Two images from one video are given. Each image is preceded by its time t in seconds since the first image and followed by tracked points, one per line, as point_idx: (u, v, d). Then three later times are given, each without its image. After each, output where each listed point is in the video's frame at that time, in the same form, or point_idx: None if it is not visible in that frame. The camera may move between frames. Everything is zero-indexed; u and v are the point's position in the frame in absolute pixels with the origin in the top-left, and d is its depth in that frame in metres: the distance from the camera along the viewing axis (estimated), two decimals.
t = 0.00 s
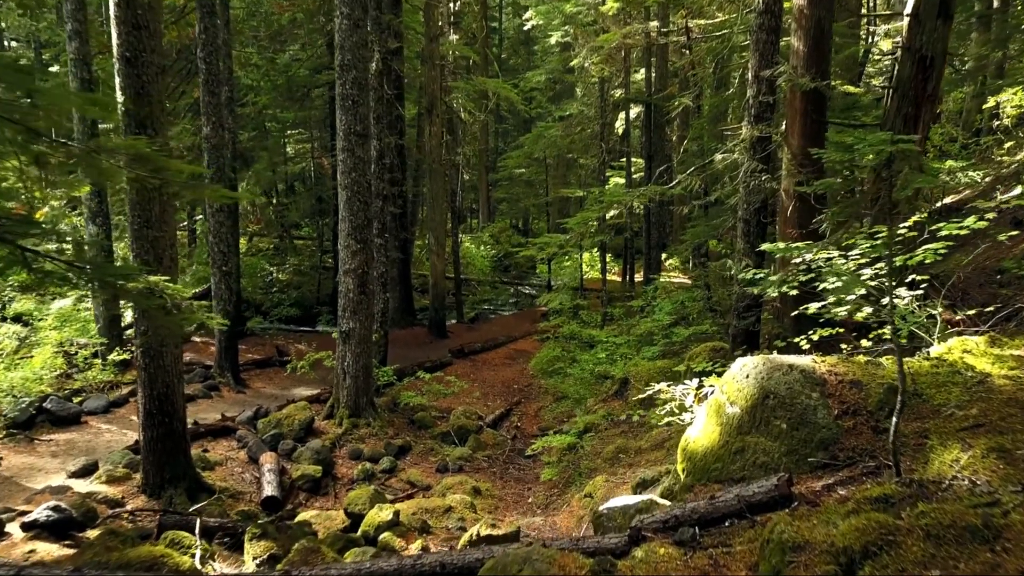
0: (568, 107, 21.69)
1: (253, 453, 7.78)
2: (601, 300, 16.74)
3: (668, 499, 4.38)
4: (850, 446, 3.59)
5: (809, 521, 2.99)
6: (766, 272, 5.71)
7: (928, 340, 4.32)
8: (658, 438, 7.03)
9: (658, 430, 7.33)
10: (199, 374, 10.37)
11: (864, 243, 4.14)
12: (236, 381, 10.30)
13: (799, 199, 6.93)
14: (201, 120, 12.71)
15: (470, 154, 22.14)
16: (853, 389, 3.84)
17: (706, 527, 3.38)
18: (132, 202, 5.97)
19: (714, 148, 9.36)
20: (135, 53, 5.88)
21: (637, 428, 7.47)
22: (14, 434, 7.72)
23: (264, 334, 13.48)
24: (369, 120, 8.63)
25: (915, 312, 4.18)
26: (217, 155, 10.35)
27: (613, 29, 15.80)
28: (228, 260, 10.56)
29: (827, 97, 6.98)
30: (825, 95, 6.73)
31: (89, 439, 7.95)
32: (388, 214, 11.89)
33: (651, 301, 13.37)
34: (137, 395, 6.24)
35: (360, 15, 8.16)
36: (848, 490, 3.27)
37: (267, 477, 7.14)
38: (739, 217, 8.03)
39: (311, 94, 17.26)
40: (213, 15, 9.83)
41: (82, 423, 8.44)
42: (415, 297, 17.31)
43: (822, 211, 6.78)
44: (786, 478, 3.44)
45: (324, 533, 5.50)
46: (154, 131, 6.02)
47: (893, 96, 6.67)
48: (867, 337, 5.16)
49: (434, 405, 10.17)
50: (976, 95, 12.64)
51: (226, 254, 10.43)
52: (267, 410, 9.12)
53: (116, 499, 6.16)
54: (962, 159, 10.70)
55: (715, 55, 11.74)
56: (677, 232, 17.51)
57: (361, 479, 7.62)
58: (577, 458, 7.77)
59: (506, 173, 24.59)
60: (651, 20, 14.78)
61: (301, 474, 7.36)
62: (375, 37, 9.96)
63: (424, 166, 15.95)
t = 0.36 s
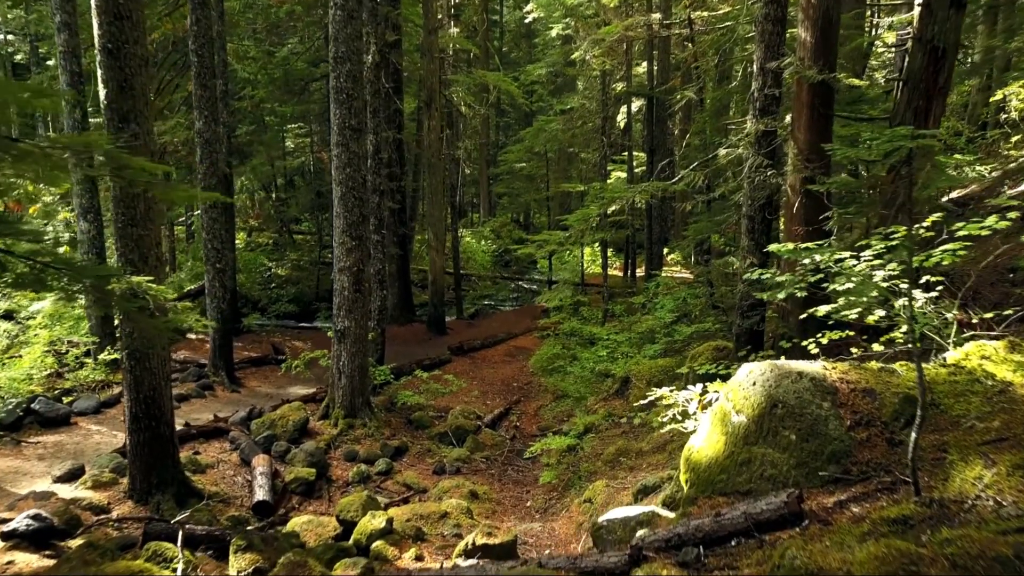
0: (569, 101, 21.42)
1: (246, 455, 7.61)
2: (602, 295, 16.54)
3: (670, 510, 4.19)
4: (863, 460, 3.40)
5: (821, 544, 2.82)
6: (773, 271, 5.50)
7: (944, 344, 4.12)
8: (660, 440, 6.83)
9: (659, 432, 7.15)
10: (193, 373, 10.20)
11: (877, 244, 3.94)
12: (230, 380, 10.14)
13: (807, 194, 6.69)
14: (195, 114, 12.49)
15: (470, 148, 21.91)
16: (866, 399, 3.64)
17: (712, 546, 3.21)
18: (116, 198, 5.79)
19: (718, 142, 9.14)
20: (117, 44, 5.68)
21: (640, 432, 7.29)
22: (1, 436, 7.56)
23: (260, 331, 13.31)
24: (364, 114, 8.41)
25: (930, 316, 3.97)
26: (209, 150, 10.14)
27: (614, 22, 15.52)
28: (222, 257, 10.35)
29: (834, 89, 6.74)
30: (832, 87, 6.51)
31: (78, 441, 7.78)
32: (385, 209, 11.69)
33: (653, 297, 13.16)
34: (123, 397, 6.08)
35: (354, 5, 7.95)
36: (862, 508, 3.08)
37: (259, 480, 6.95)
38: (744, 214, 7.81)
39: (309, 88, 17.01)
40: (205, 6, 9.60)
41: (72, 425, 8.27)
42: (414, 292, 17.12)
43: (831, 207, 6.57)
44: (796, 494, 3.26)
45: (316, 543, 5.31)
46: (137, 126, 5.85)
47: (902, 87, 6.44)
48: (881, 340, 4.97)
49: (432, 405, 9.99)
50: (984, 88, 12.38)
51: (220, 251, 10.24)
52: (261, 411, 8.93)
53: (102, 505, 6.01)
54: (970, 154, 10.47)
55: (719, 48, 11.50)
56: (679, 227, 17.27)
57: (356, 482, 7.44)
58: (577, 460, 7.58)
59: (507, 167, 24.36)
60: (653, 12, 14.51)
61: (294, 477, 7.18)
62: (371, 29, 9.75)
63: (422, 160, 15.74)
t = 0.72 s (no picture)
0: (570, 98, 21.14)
1: (236, 463, 7.37)
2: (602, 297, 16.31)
3: (675, 532, 3.96)
4: (883, 486, 3.18)
5: None
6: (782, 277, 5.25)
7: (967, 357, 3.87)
8: (662, 451, 6.60)
9: (662, 442, 6.91)
10: (185, 376, 9.97)
11: (894, 253, 3.71)
12: (223, 384, 9.92)
13: (815, 196, 6.47)
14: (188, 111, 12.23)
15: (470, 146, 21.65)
16: (885, 418, 3.41)
17: None
18: (97, 200, 5.54)
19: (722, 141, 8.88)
20: (99, 39, 5.43)
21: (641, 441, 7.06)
22: None
23: (255, 332, 13.07)
24: (358, 112, 8.17)
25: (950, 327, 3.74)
26: (201, 148, 9.87)
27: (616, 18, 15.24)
28: (215, 258, 10.08)
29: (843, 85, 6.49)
30: (842, 84, 6.26)
31: (64, 447, 7.55)
32: (382, 209, 11.45)
33: (654, 299, 12.91)
34: (106, 406, 5.85)
35: None
36: (884, 539, 2.87)
37: (247, 490, 6.70)
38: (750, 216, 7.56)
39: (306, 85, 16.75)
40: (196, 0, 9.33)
41: (58, 430, 8.04)
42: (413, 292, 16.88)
43: (841, 209, 6.33)
44: (810, 523, 3.06)
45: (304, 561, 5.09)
46: (120, 123, 5.60)
47: (914, 83, 6.19)
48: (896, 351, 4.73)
49: (429, 410, 9.76)
50: (994, 86, 12.11)
51: (212, 252, 9.95)
52: (253, 416, 8.69)
53: (84, 518, 5.78)
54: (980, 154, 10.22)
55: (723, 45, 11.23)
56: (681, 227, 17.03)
57: (349, 492, 7.22)
58: (577, 469, 7.35)
59: (507, 165, 24.10)
60: (655, 9, 14.24)
61: (285, 486, 6.95)
62: (366, 25, 9.50)
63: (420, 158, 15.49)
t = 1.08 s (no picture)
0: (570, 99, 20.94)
1: (225, 473, 7.17)
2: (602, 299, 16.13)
3: (677, 554, 3.76)
4: (899, 511, 3.01)
5: None
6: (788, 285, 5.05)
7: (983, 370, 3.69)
8: (662, 461, 6.40)
9: (662, 452, 6.72)
10: (176, 382, 9.78)
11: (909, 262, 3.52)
12: (214, 390, 9.72)
13: (821, 199, 6.26)
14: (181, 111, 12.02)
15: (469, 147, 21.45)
16: (900, 436, 3.23)
17: None
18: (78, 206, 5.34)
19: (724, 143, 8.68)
20: (80, 36, 5.22)
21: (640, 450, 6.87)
22: None
23: (250, 336, 12.87)
24: (352, 112, 7.97)
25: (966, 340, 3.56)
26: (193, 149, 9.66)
27: (616, 17, 15.05)
28: (207, 262, 9.79)
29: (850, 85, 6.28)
30: (849, 84, 6.06)
31: (49, 456, 7.35)
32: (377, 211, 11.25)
33: (655, 302, 12.72)
34: (88, 417, 5.65)
35: None
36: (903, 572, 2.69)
37: (236, 502, 6.50)
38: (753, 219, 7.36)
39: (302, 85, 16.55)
40: None
41: (44, 439, 7.84)
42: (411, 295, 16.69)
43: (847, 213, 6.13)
44: (824, 552, 2.87)
45: None
46: (103, 124, 5.40)
47: (923, 82, 5.99)
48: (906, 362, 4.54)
49: (424, 417, 9.57)
50: (1000, 87, 11.92)
51: (204, 256, 9.68)
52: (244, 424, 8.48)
53: (65, 532, 5.58)
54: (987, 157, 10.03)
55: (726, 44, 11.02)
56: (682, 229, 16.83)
57: (341, 503, 7.02)
58: (575, 480, 7.16)
59: (506, 166, 23.91)
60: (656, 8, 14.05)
61: (275, 497, 6.75)
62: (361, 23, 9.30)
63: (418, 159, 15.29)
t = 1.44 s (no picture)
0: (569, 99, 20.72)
1: (214, 484, 6.97)
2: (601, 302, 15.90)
3: None
4: (920, 542, 2.85)
5: None
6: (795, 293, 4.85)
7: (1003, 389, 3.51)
8: (663, 473, 6.19)
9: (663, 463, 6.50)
10: (166, 388, 9.56)
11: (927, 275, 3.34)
12: (205, 396, 9.51)
13: (828, 203, 6.06)
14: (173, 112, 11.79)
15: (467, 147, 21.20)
16: (920, 460, 3.10)
17: None
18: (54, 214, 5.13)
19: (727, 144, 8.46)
20: (57, 34, 5.01)
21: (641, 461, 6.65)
22: None
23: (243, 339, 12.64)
24: (345, 112, 7.76)
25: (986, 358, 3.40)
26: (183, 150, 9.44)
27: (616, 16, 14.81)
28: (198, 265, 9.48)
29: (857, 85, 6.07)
30: (856, 84, 5.85)
31: (32, 467, 7.14)
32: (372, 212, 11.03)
33: (655, 306, 12.50)
34: (68, 428, 5.45)
35: None
36: None
37: (224, 515, 6.29)
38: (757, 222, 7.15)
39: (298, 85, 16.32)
40: None
41: (27, 448, 7.62)
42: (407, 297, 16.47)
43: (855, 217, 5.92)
44: None
45: None
46: (82, 125, 5.19)
47: (933, 82, 5.78)
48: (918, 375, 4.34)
49: (420, 424, 9.36)
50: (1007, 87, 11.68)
51: (195, 259, 9.40)
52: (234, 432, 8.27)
53: (44, 549, 5.37)
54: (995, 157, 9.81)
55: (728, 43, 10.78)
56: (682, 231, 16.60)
57: (333, 514, 6.82)
58: (573, 491, 6.95)
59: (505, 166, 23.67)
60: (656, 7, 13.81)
61: (264, 509, 6.54)
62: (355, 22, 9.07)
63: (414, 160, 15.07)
